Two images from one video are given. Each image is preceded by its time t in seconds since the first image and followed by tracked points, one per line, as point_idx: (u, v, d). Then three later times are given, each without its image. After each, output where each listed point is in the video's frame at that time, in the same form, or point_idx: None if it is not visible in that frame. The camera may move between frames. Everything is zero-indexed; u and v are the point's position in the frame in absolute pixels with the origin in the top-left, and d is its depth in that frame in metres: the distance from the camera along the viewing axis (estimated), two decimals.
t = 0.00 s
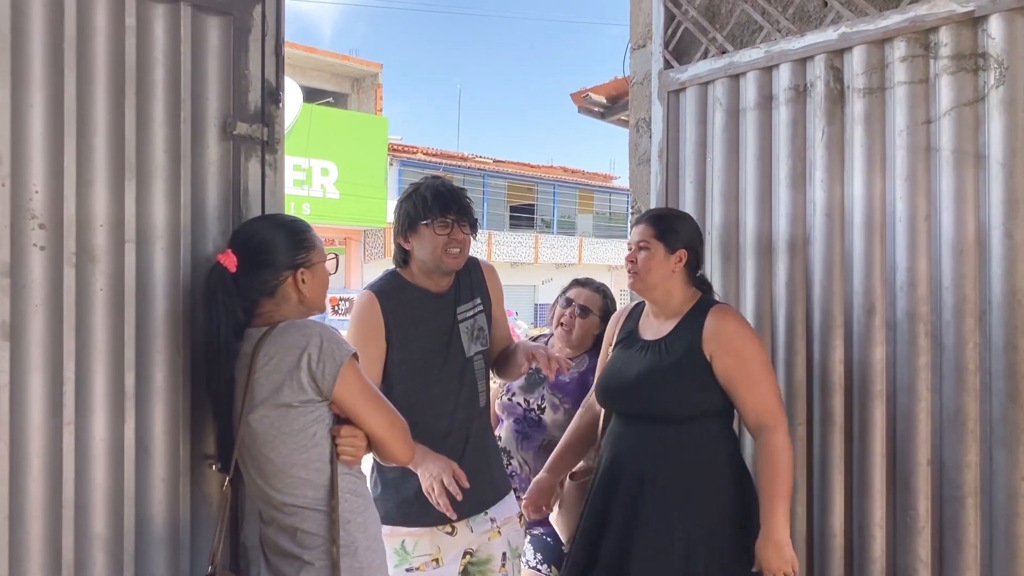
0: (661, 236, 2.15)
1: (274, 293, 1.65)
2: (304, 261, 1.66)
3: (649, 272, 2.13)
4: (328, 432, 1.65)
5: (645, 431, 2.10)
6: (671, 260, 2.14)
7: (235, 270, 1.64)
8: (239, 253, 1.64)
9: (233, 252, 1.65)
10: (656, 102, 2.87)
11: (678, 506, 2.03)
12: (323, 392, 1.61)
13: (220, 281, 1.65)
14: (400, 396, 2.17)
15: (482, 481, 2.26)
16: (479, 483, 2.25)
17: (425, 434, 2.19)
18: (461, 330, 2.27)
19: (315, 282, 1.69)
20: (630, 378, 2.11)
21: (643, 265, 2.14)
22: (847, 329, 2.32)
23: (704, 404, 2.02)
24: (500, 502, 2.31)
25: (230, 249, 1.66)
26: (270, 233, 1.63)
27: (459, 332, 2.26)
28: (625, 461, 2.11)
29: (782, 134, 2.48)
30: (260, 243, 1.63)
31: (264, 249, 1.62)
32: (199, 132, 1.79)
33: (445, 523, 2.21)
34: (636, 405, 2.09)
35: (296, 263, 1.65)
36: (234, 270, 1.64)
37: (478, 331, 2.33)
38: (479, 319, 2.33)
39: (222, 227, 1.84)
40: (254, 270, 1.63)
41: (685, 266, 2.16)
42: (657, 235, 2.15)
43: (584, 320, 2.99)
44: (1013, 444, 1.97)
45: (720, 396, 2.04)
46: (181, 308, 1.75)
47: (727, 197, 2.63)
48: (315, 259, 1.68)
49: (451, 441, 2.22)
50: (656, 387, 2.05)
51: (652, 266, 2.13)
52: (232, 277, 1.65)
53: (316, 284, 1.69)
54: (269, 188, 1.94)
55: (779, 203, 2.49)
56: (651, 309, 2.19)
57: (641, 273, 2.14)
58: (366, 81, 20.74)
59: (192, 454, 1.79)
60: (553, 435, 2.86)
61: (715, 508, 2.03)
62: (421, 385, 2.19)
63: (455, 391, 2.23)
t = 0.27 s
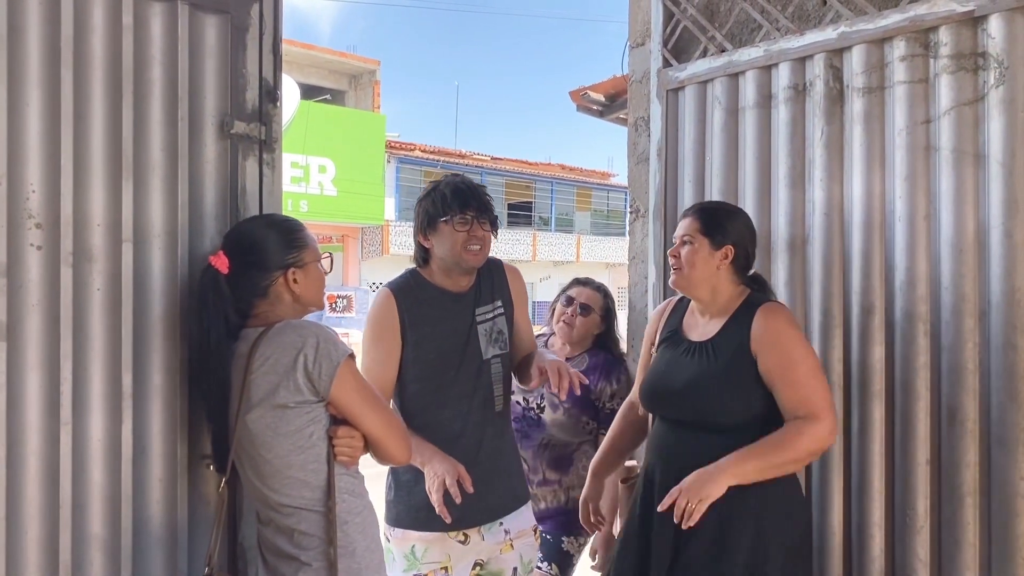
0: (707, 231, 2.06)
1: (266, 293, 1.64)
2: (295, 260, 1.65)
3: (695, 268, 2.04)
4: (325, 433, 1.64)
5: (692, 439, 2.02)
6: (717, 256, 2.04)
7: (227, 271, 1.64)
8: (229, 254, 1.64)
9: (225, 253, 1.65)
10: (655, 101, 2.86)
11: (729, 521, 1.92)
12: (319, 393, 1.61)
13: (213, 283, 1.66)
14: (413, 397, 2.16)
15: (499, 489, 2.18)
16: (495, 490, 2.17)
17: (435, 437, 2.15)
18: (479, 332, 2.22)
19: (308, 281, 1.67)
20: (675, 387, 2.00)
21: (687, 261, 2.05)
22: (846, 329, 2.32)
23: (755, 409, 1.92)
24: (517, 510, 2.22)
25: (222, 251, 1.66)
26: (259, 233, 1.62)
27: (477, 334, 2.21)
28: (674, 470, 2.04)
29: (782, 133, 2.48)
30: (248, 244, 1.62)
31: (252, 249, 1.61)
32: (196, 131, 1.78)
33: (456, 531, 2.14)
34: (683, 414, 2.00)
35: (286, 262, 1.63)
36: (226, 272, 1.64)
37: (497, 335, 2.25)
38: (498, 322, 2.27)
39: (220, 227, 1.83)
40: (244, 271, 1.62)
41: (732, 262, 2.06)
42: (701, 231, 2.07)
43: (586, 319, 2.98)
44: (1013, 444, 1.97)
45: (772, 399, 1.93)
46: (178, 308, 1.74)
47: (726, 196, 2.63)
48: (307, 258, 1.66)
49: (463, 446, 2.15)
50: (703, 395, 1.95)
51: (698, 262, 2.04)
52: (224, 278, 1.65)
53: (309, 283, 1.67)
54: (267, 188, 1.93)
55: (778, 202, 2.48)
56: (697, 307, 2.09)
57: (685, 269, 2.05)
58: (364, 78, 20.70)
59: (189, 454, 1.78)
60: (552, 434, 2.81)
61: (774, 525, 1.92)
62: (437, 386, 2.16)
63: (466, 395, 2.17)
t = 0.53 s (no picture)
0: (715, 231, 2.04)
1: (257, 294, 1.62)
2: (286, 261, 1.63)
3: (705, 269, 2.02)
4: (321, 434, 1.63)
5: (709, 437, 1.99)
6: (726, 256, 2.03)
7: (219, 273, 1.63)
8: (221, 256, 1.63)
9: (217, 255, 1.65)
10: (654, 99, 2.85)
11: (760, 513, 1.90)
12: (314, 394, 1.60)
13: (207, 285, 1.66)
14: (436, 396, 2.13)
15: (527, 491, 2.13)
16: (524, 493, 2.13)
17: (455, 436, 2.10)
18: (507, 330, 2.18)
19: (299, 281, 1.65)
20: (687, 388, 2.01)
21: (696, 262, 2.04)
22: (845, 328, 2.31)
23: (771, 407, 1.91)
24: (541, 515, 2.18)
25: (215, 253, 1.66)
26: (248, 233, 1.61)
27: (504, 332, 2.17)
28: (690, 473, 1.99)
29: (781, 132, 2.47)
30: (237, 245, 1.61)
31: (241, 251, 1.60)
32: (193, 130, 1.77)
33: (478, 536, 2.07)
34: (697, 414, 1.99)
35: (274, 263, 1.61)
36: (218, 274, 1.64)
37: (523, 334, 2.20)
38: (526, 322, 2.22)
39: (216, 227, 1.82)
40: (235, 272, 1.61)
41: (742, 261, 2.04)
42: (710, 231, 2.04)
43: (576, 316, 2.99)
44: (1013, 444, 1.97)
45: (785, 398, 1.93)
46: (174, 308, 1.73)
47: (725, 195, 2.62)
48: (299, 259, 1.65)
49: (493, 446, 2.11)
50: (717, 394, 1.95)
51: (708, 263, 2.02)
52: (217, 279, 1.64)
53: (300, 282, 1.65)
54: (264, 187, 1.92)
55: (778, 202, 2.47)
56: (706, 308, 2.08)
57: (694, 270, 2.04)
58: (362, 74, 20.66)
59: (185, 455, 1.77)
60: (551, 437, 2.80)
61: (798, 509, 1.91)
62: (461, 386, 2.12)
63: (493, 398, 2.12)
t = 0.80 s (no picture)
0: (711, 233, 2.03)
1: (251, 295, 1.61)
2: (279, 261, 1.61)
3: (699, 271, 2.02)
4: (317, 435, 1.62)
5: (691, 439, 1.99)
6: (720, 259, 2.03)
7: (213, 274, 1.62)
8: (215, 258, 1.62)
9: (211, 256, 1.64)
10: (654, 98, 2.84)
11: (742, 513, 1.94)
12: (310, 394, 1.59)
13: (201, 286, 1.65)
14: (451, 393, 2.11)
15: (543, 493, 2.09)
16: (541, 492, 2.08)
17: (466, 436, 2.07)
18: (524, 332, 2.15)
19: (294, 281, 1.64)
20: (672, 386, 1.99)
21: (691, 263, 2.03)
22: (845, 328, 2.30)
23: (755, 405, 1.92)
24: (553, 520, 2.13)
25: (209, 254, 1.65)
26: (241, 233, 1.60)
27: (521, 334, 2.14)
28: (673, 472, 2.02)
29: (780, 132, 2.46)
30: (230, 246, 1.60)
31: (234, 252, 1.59)
32: (189, 130, 1.76)
33: (490, 537, 2.04)
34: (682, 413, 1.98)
35: (267, 263, 1.60)
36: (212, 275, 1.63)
37: (541, 337, 2.18)
38: (544, 324, 2.19)
39: (213, 227, 1.81)
40: (229, 274, 1.60)
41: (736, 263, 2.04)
42: (707, 233, 2.04)
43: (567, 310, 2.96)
44: (1012, 446, 1.97)
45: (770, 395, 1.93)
46: (171, 309, 1.72)
47: (725, 195, 2.61)
48: (292, 259, 1.63)
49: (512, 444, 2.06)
50: (702, 394, 1.93)
51: (703, 264, 2.02)
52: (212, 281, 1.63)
53: (294, 282, 1.64)
54: (261, 187, 1.91)
55: (777, 201, 2.47)
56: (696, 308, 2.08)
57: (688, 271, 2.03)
58: (360, 71, 20.62)
59: (182, 456, 1.77)
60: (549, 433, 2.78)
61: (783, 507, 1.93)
62: (472, 387, 2.10)
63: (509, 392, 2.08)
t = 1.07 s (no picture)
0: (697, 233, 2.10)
1: (246, 296, 1.60)
2: (272, 261, 1.60)
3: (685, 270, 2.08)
4: (314, 437, 1.61)
5: (676, 432, 2.04)
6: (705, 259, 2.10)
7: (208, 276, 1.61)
8: (210, 259, 1.61)
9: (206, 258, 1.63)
10: (654, 97, 2.82)
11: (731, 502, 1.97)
12: (307, 396, 1.57)
13: (197, 288, 1.64)
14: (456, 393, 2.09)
15: (543, 496, 2.07)
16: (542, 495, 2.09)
17: (470, 435, 2.04)
18: (522, 331, 2.14)
19: (288, 282, 1.62)
20: (660, 380, 2.04)
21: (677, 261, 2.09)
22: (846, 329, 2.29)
23: (741, 396, 1.97)
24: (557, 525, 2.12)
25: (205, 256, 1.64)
26: (235, 234, 1.59)
27: (519, 334, 2.13)
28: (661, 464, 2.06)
29: (781, 131, 2.44)
30: (224, 247, 1.58)
31: (228, 253, 1.58)
32: (185, 129, 1.74)
33: (491, 543, 2.02)
34: (668, 406, 2.03)
35: (260, 264, 1.58)
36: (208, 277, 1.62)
37: (538, 335, 2.16)
38: (541, 322, 2.17)
39: (210, 227, 1.79)
40: (222, 275, 1.59)
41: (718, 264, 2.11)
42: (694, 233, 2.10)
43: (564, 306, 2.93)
44: (1015, 447, 1.96)
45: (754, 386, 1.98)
46: (167, 310, 1.71)
47: (725, 194, 2.59)
48: (286, 260, 1.62)
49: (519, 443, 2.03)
50: (690, 386, 1.98)
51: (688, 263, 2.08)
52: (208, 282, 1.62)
53: (288, 283, 1.62)
54: (258, 186, 1.89)
55: (778, 201, 2.45)
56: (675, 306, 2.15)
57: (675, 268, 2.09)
58: (359, 69, 20.59)
59: (178, 458, 1.75)
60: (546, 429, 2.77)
61: (767, 494, 1.98)
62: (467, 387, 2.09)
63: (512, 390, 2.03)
